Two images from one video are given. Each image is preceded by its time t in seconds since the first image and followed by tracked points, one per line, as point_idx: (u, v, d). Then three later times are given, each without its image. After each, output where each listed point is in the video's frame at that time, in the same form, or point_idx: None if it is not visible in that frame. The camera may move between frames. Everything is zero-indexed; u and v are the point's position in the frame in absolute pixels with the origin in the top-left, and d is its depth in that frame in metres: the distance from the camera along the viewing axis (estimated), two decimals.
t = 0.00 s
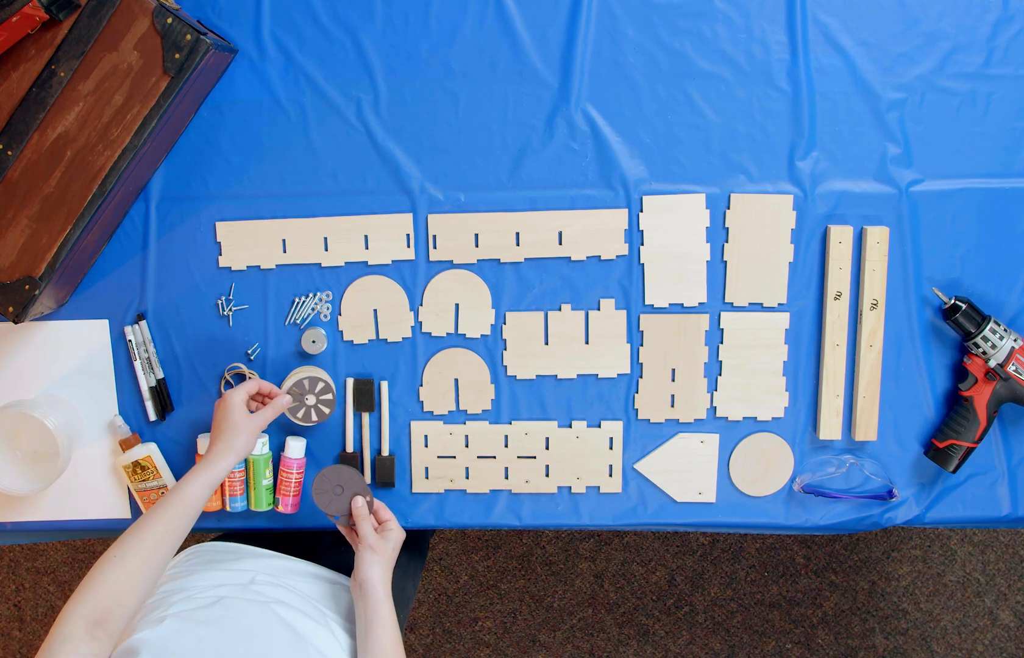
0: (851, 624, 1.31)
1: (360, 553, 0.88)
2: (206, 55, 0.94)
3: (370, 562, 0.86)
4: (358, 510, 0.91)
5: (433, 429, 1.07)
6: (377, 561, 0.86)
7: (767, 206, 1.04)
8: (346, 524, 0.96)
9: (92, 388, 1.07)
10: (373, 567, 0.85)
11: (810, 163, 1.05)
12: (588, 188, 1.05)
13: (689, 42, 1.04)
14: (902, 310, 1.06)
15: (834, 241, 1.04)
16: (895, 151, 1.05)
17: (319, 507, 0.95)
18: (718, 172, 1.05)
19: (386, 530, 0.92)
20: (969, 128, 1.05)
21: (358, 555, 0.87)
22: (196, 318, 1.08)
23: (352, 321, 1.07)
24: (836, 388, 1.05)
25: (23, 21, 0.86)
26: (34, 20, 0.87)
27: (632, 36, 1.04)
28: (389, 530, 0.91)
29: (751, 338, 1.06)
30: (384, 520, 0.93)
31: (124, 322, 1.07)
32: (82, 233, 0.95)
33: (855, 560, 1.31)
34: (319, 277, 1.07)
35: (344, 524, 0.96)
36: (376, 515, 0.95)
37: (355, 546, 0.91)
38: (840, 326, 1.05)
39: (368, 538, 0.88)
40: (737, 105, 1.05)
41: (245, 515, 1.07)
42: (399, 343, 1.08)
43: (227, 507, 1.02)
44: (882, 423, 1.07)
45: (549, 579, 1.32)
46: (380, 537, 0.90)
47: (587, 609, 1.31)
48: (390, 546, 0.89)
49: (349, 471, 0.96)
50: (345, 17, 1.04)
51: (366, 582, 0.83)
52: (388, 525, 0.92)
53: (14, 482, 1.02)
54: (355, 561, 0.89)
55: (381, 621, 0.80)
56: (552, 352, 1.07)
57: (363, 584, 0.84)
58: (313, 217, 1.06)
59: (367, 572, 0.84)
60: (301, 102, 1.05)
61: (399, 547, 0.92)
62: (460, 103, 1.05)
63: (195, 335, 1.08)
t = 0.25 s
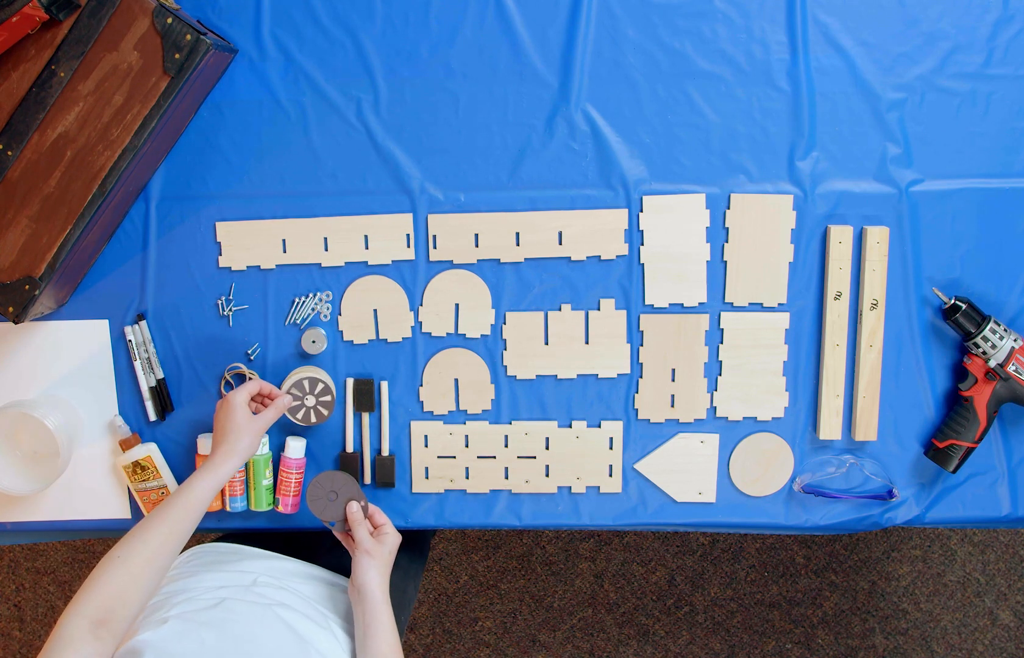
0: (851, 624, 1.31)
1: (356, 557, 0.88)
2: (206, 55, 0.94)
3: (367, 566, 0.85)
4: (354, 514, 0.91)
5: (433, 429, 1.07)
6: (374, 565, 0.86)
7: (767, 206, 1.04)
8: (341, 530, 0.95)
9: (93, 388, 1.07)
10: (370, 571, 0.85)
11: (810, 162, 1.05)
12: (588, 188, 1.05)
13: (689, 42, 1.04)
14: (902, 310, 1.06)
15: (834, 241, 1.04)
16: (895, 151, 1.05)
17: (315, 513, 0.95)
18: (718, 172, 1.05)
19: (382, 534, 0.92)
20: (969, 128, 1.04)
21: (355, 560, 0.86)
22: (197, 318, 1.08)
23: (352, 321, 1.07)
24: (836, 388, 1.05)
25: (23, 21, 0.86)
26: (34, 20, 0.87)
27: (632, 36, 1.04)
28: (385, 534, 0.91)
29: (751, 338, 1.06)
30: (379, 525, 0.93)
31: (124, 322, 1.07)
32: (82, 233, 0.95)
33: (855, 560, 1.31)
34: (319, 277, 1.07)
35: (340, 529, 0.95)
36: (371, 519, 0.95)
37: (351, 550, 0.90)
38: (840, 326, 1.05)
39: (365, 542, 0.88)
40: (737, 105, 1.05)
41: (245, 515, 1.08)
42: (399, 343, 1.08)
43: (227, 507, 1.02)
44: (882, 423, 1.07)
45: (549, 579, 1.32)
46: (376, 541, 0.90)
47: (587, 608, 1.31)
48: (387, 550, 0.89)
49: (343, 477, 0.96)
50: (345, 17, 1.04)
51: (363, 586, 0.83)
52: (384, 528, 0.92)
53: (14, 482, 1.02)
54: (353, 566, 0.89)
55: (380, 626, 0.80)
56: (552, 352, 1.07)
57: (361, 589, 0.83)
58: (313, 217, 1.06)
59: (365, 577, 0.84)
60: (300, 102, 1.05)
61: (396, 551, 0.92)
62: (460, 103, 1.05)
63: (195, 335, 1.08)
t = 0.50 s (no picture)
0: (851, 624, 1.31)
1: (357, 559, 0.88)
2: (206, 55, 0.94)
3: (368, 568, 0.85)
4: (354, 515, 0.91)
5: (433, 429, 1.07)
6: (375, 566, 0.86)
7: (767, 206, 1.04)
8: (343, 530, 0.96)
9: (93, 388, 1.07)
10: (371, 572, 0.85)
11: (810, 162, 1.05)
12: (588, 188, 1.05)
13: (689, 42, 1.04)
14: (902, 310, 1.06)
15: (834, 241, 1.04)
16: (895, 151, 1.05)
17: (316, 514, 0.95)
18: (718, 172, 1.05)
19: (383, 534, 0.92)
20: (969, 128, 1.04)
21: (355, 562, 0.86)
22: (197, 318, 1.08)
23: (352, 321, 1.07)
24: (836, 388, 1.05)
25: (23, 21, 0.86)
26: (34, 20, 0.87)
27: (632, 36, 1.04)
28: (386, 534, 0.91)
29: (751, 338, 1.06)
30: (379, 524, 0.93)
31: (124, 322, 1.07)
32: (82, 233, 0.95)
33: (855, 560, 1.31)
34: (319, 277, 1.07)
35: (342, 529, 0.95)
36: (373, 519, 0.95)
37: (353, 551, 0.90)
38: (840, 326, 1.05)
39: (365, 543, 0.88)
40: (737, 105, 1.05)
41: (245, 515, 1.08)
42: (399, 343, 1.08)
43: (227, 507, 1.02)
44: (882, 423, 1.07)
45: (549, 579, 1.32)
46: (377, 542, 0.89)
47: (587, 609, 1.31)
48: (388, 550, 0.89)
49: (342, 478, 0.96)
50: (345, 17, 1.04)
51: (364, 588, 0.83)
52: (385, 528, 0.92)
53: (14, 482, 1.02)
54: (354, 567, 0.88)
55: (382, 625, 0.80)
56: (551, 352, 1.07)
57: (362, 591, 0.83)
58: (313, 217, 1.06)
59: (366, 578, 0.84)
60: (300, 102, 1.05)
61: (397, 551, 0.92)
62: (460, 103, 1.05)
63: (195, 335, 1.08)
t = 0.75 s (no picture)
0: (851, 624, 1.31)
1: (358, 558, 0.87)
2: (207, 55, 0.94)
3: (369, 567, 0.85)
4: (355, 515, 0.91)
5: (433, 429, 1.07)
6: (375, 566, 0.86)
7: (767, 206, 1.04)
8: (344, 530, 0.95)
9: (93, 388, 1.07)
10: (372, 572, 0.85)
11: (810, 163, 1.05)
12: (588, 188, 1.05)
13: (689, 42, 1.04)
14: (902, 310, 1.06)
15: (834, 241, 1.04)
16: (895, 151, 1.05)
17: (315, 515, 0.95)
18: (718, 172, 1.05)
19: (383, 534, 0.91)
20: (969, 128, 1.05)
21: (355, 561, 0.86)
22: (196, 318, 1.08)
23: (352, 321, 1.07)
24: (836, 388, 1.05)
25: (23, 21, 0.86)
26: (34, 20, 0.87)
27: (632, 36, 1.04)
28: (386, 534, 0.91)
29: (751, 338, 1.06)
30: (380, 524, 0.93)
31: (124, 322, 1.07)
32: (82, 232, 0.95)
33: (855, 560, 1.31)
34: (319, 277, 1.07)
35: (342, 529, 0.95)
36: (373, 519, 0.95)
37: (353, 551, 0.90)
38: (840, 326, 1.05)
39: (365, 543, 0.88)
40: (737, 104, 1.05)
41: (245, 515, 1.07)
42: (399, 343, 1.08)
43: (228, 507, 1.02)
44: (882, 423, 1.07)
45: (549, 579, 1.32)
46: (377, 542, 0.89)
47: (587, 609, 1.31)
48: (388, 550, 0.89)
49: (342, 478, 0.96)
50: (345, 17, 1.04)
51: (365, 588, 0.83)
52: (385, 529, 0.92)
53: (14, 482, 1.02)
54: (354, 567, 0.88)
55: (383, 626, 0.80)
56: (551, 352, 1.07)
57: (362, 591, 0.83)
58: (313, 217, 1.06)
59: (366, 578, 0.84)
60: (301, 102, 1.05)
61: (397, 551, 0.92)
62: (460, 103, 1.05)
63: (195, 335, 1.08)
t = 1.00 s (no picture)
0: (851, 624, 1.31)
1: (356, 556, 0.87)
2: (206, 55, 0.94)
3: (368, 565, 0.85)
4: (354, 513, 0.91)
5: (433, 429, 1.07)
6: (374, 564, 0.86)
7: (767, 206, 1.04)
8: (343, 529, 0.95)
9: (93, 388, 1.07)
10: (370, 570, 0.84)
11: (810, 163, 1.05)
12: (588, 188, 1.05)
13: (689, 42, 1.04)
14: (902, 310, 1.06)
15: (834, 241, 1.04)
16: (895, 151, 1.05)
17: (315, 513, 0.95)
18: (718, 172, 1.05)
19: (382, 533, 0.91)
20: (969, 128, 1.05)
21: (354, 559, 0.86)
22: (196, 318, 1.08)
23: (351, 321, 1.07)
24: (836, 388, 1.05)
25: (23, 21, 0.86)
26: (34, 20, 0.87)
27: (632, 36, 1.04)
28: (385, 532, 0.91)
29: (751, 338, 1.06)
30: (379, 523, 0.93)
31: (124, 322, 1.07)
32: (82, 232, 0.95)
33: (855, 560, 1.31)
34: (319, 277, 1.07)
35: (342, 528, 0.95)
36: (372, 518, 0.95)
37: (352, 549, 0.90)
38: (840, 326, 1.05)
39: (363, 541, 0.88)
40: (737, 104, 1.05)
41: (245, 515, 1.07)
42: (399, 344, 1.08)
43: (227, 507, 1.02)
44: (882, 423, 1.07)
45: (549, 579, 1.32)
46: (376, 540, 0.89)
47: (587, 608, 1.31)
48: (387, 548, 0.89)
49: (341, 476, 0.97)
50: (345, 17, 1.04)
51: (364, 586, 0.83)
52: (384, 527, 0.92)
53: (14, 482, 1.02)
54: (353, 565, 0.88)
55: (382, 624, 0.80)
56: (551, 352, 1.07)
57: (362, 589, 0.83)
58: (313, 217, 1.06)
59: (366, 576, 0.84)
60: (301, 102, 1.05)
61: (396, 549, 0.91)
62: (460, 104, 1.05)
63: (195, 335, 1.08)
